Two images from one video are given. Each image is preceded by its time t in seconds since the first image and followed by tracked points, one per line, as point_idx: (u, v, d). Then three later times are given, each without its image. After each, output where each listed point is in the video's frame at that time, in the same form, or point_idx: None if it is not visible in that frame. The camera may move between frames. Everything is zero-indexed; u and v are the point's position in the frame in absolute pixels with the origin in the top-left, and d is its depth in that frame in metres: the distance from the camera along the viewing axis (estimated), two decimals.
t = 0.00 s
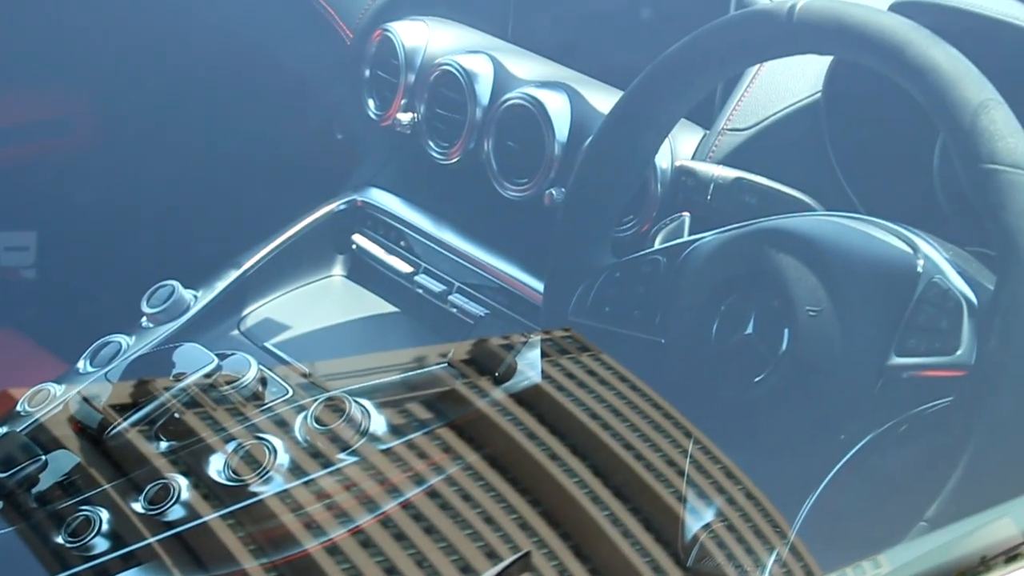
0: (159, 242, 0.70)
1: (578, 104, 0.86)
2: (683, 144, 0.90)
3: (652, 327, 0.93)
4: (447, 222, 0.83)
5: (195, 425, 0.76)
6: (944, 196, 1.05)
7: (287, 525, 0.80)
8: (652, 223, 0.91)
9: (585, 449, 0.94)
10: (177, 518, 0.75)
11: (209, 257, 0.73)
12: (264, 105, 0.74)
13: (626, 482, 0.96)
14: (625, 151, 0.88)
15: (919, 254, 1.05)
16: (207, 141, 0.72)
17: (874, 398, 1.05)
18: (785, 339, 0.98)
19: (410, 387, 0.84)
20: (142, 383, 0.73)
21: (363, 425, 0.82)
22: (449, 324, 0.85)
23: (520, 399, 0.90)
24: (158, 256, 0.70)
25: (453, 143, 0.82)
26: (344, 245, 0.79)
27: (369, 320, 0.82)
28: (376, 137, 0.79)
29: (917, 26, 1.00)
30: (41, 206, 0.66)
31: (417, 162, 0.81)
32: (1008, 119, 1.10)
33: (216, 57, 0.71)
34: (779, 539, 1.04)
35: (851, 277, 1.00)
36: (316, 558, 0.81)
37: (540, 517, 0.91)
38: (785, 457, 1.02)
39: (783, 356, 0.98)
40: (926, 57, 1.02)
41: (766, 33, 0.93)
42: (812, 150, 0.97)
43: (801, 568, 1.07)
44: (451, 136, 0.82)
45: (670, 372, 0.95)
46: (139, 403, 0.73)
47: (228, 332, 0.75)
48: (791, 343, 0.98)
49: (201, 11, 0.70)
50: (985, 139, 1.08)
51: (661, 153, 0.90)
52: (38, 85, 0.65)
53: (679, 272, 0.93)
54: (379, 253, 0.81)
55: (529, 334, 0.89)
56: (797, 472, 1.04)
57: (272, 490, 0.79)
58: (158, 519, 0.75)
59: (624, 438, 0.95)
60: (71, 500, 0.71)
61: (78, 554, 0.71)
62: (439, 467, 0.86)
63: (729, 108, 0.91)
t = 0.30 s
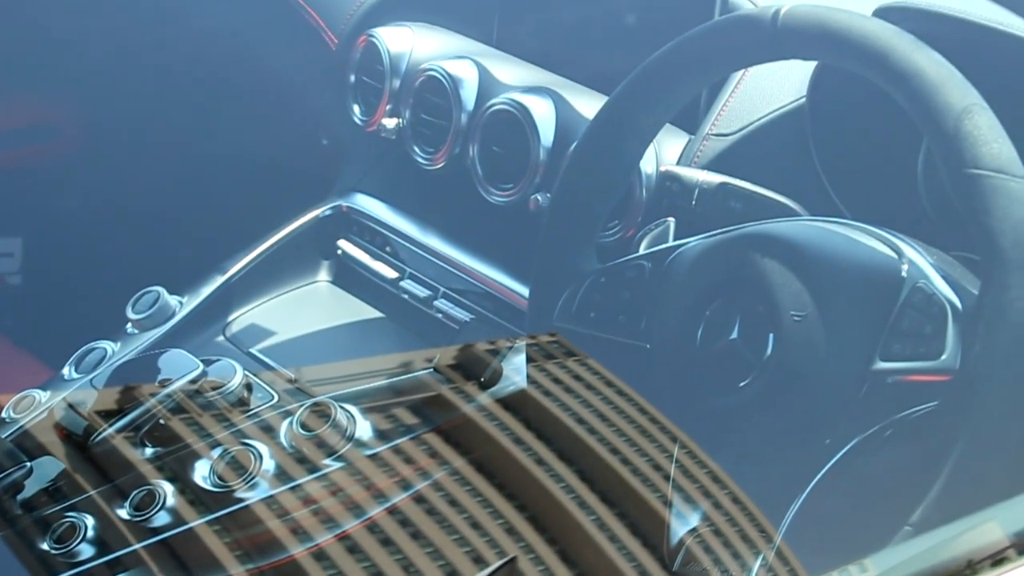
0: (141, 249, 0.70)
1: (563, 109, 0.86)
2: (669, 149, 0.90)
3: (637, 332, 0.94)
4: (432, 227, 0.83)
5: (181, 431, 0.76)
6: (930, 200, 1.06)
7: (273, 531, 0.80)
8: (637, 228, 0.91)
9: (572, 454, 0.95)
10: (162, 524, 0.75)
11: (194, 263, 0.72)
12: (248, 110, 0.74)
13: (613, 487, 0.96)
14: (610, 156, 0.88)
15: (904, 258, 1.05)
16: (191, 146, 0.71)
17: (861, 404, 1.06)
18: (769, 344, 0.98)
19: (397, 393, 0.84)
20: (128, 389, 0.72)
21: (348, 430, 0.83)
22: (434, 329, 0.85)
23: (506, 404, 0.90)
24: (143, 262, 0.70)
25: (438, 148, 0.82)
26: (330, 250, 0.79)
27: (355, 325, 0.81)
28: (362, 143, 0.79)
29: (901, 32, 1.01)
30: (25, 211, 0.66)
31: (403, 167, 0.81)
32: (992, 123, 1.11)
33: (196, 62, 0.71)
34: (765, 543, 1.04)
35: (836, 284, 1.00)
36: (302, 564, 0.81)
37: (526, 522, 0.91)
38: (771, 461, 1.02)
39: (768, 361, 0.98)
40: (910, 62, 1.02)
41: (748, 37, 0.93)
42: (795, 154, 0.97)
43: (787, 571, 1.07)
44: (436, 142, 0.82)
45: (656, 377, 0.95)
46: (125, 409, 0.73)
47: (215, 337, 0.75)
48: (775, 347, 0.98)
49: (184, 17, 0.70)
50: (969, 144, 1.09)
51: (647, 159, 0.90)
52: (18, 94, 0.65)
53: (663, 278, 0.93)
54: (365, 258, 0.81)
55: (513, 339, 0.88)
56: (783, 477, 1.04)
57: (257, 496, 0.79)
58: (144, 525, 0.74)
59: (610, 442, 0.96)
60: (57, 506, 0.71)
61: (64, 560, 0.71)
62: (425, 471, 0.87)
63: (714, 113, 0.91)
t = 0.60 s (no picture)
0: (126, 254, 0.70)
1: (549, 114, 0.86)
2: (654, 153, 0.90)
3: (623, 337, 0.94)
4: (418, 232, 0.84)
5: (168, 437, 0.76)
6: (915, 204, 1.06)
7: (260, 537, 0.80)
8: (623, 233, 0.91)
9: (559, 459, 0.95)
10: (148, 530, 0.75)
11: (180, 268, 0.72)
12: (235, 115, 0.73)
13: (599, 491, 0.97)
14: (596, 161, 0.88)
15: (889, 263, 1.06)
16: (177, 151, 0.71)
17: (841, 407, 1.05)
18: (756, 349, 0.98)
19: (385, 398, 0.84)
20: (115, 395, 0.72)
21: (336, 435, 0.82)
22: (420, 334, 0.86)
23: (493, 409, 0.90)
24: (129, 267, 0.70)
25: (425, 153, 0.83)
26: (316, 256, 0.79)
27: (341, 330, 0.81)
28: (348, 148, 0.79)
29: (885, 36, 1.01)
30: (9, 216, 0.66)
31: (388, 172, 0.81)
32: (976, 129, 1.10)
33: (182, 68, 0.70)
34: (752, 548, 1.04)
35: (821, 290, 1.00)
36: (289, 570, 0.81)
37: (513, 527, 0.92)
38: (757, 465, 1.03)
39: (754, 366, 0.98)
40: (896, 67, 1.02)
41: (732, 42, 0.92)
42: (780, 159, 0.97)
43: None
44: (422, 147, 0.82)
45: (642, 381, 0.95)
46: (111, 415, 0.72)
47: (201, 343, 0.75)
48: (762, 352, 0.98)
49: (168, 22, 0.70)
50: (953, 149, 1.08)
51: (632, 164, 0.90)
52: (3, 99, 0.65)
53: (649, 283, 0.94)
54: (352, 263, 0.81)
55: (500, 343, 0.89)
56: (769, 481, 1.04)
57: (244, 502, 0.79)
58: (130, 531, 0.74)
59: (595, 446, 0.97)
60: (43, 512, 0.70)
61: (49, 566, 0.70)
62: (413, 477, 0.86)
63: (699, 119, 0.91)
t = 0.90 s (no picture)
0: (109, 262, 0.69)
1: (533, 121, 0.86)
2: (639, 160, 0.91)
3: (607, 343, 0.93)
4: (403, 239, 0.83)
5: (152, 443, 0.75)
6: (899, 211, 1.07)
7: (245, 543, 0.79)
8: (607, 240, 0.91)
9: (545, 465, 0.95)
10: (132, 536, 0.74)
11: (163, 274, 0.72)
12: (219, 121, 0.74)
13: (585, 497, 0.96)
14: (580, 168, 0.89)
15: (873, 269, 1.06)
16: (161, 156, 0.71)
17: (828, 414, 1.06)
18: (739, 355, 0.99)
19: (370, 404, 0.84)
20: (100, 402, 0.72)
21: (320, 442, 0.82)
22: (405, 340, 0.85)
23: (478, 415, 0.91)
24: (113, 272, 0.69)
25: (410, 159, 0.82)
26: (301, 262, 0.79)
27: (326, 337, 0.81)
28: (332, 154, 0.79)
29: (867, 43, 1.01)
30: None
31: (372, 176, 0.81)
32: (959, 135, 1.11)
33: (164, 74, 0.71)
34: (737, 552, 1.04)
35: (806, 296, 1.00)
36: None
37: (499, 533, 0.92)
38: (742, 469, 1.03)
39: (737, 372, 0.99)
40: (878, 74, 1.03)
41: (717, 50, 0.93)
42: (762, 165, 0.97)
43: None
44: (407, 153, 0.82)
45: (627, 388, 0.95)
46: (96, 422, 0.72)
47: (186, 349, 0.75)
48: (745, 359, 0.99)
49: (151, 30, 0.70)
50: (936, 156, 1.09)
51: (616, 170, 0.90)
52: None
53: (633, 290, 0.94)
54: (337, 269, 0.81)
55: (485, 349, 0.89)
56: (755, 486, 1.04)
57: (230, 508, 0.79)
58: (114, 538, 0.73)
59: (581, 452, 0.96)
60: (27, 518, 0.70)
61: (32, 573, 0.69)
62: (399, 483, 0.87)
63: (684, 125, 0.92)
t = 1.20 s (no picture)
0: (90, 269, 0.69)
1: (519, 126, 0.86)
2: (625, 165, 0.91)
3: (592, 349, 0.94)
4: (390, 244, 0.84)
5: (139, 448, 0.75)
6: (884, 216, 1.06)
7: (232, 548, 0.79)
8: (592, 245, 0.92)
9: (532, 469, 0.95)
10: (118, 542, 0.74)
11: (149, 279, 0.72)
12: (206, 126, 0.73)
13: (571, 501, 0.97)
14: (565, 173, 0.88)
15: (857, 274, 1.06)
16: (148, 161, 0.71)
17: (815, 421, 1.06)
18: (724, 360, 0.98)
19: (357, 408, 0.84)
20: (87, 407, 0.72)
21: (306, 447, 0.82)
22: (391, 345, 0.85)
23: (466, 419, 0.91)
24: (98, 278, 0.69)
25: (395, 164, 0.83)
26: (286, 267, 0.79)
27: (312, 342, 0.81)
28: (318, 159, 0.79)
29: (853, 48, 1.01)
30: None
31: (358, 181, 0.81)
32: (943, 141, 1.10)
33: (145, 81, 0.70)
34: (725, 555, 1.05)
35: (791, 300, 1.01)
36: None
37: (486, 537, 0.92)
38: (728, 473, 1.03)
39: (722, 377, 0.99)
40: (863, 79, 1.03)
41: (702, 55, 0.93)
42: (747, 170, 0.97)
43: None
44: (393, 158, 0.82)
45: (613, 393, 0.95)
46: (82, 427, 0.72)
47: (171, 354, 0.75)
48: (729, 364, 0.99)
49: (137, 35, 0.70)
50: (920, 161, 1.08)
51: (602, 175, 0.90)
52: None
53: (619, 295, 0.94)
54: (323, 274, 0.81)
55: (472, 353, 0.89)
56: (740, 491, 1.04)
57: (216, 513, 0.78)
58: (100, 543, 0.73)
59: (568, 456, 0.97)
60: (12, 524, 0.70)
61: None
62: (386, 487, 0.86)
63: (669, 130, 0.92)
